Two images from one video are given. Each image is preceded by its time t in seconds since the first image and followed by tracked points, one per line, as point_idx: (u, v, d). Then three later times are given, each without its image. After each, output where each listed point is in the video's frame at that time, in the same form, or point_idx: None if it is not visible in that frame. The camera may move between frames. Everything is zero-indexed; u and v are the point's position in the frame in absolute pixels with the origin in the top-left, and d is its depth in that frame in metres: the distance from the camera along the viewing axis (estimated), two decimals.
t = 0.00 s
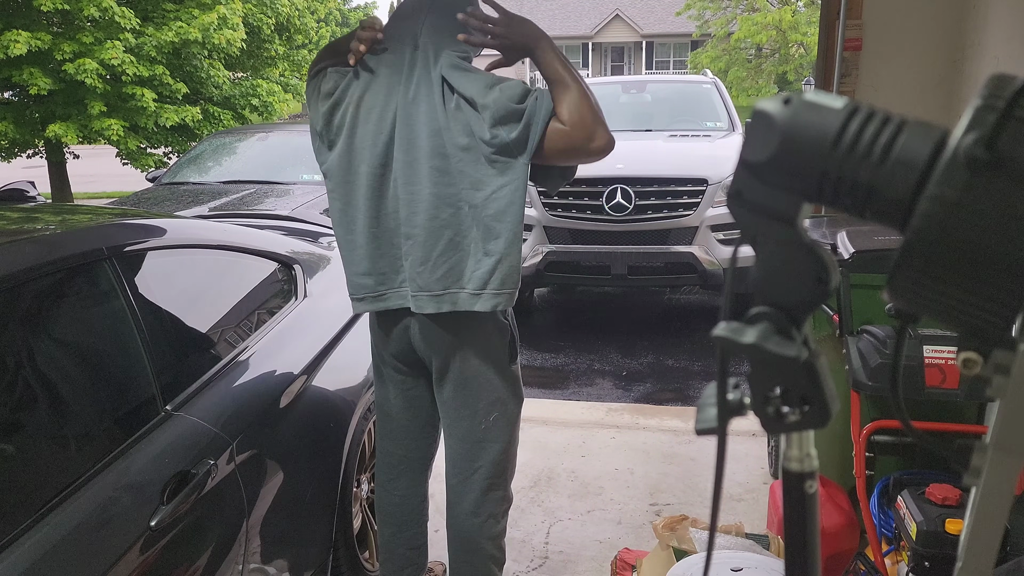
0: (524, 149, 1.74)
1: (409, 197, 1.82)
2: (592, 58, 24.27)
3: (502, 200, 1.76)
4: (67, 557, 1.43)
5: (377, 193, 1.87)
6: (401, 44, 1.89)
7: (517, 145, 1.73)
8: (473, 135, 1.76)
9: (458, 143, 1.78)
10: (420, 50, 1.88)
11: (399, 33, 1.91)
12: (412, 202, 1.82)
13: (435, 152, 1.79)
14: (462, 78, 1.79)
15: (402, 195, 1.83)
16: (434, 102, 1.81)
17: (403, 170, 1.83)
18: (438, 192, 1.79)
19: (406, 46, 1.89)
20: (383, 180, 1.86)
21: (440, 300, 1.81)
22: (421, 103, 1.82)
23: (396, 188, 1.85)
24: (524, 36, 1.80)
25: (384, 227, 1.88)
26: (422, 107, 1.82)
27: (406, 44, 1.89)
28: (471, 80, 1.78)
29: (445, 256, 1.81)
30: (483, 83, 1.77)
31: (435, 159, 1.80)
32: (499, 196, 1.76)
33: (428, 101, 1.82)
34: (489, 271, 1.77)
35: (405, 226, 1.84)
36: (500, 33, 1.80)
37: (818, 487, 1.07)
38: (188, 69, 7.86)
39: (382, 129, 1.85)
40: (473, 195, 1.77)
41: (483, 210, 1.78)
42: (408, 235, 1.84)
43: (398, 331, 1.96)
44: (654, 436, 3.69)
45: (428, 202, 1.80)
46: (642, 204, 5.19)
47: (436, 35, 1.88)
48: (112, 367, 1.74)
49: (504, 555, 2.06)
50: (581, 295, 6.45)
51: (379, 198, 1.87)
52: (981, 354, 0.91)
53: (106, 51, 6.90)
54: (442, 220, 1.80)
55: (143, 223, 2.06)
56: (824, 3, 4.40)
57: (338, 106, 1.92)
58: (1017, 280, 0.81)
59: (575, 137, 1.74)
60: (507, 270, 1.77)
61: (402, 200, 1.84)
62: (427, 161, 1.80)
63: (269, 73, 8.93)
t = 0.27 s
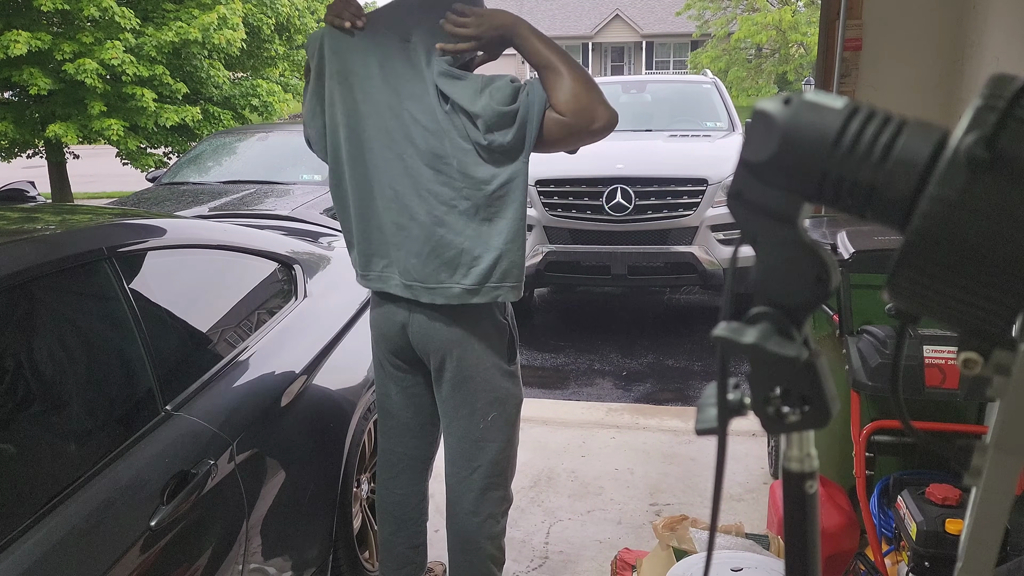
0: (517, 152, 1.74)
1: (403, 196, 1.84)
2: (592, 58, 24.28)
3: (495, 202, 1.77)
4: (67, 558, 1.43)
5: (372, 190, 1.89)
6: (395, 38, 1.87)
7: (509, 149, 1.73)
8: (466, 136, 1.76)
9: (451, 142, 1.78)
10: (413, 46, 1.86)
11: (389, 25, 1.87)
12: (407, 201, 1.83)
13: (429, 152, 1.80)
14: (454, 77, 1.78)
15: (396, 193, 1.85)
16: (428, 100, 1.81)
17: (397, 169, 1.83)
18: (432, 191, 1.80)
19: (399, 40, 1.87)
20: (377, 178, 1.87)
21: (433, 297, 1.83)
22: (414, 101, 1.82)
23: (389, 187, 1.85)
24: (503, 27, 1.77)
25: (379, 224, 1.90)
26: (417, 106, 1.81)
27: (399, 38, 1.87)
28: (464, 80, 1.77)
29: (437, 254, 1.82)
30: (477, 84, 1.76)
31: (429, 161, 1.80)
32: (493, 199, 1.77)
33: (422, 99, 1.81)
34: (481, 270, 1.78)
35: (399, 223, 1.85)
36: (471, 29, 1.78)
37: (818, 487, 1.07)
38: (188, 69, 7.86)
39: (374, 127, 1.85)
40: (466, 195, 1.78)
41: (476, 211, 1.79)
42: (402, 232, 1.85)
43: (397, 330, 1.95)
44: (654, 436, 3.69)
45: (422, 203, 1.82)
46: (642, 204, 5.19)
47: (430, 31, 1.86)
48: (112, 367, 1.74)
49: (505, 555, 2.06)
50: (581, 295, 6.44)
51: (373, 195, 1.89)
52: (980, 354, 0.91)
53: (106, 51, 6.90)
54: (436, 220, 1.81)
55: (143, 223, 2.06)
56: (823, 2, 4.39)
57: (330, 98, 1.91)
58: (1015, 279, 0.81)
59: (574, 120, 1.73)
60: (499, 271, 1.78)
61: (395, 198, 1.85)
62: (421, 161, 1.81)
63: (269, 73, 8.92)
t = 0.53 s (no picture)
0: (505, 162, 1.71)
1: (392, 200, 1.83)
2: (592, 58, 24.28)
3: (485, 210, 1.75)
4: (67, 557, 1.43)
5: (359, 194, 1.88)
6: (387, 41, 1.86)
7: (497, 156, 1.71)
8: (450, 142, 1.73)
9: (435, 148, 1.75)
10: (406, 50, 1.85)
11: (384, 28, 1.87)
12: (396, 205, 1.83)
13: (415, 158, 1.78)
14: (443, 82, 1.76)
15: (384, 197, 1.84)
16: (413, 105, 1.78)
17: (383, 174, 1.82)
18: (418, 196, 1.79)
19: (392, 43, 1.86)
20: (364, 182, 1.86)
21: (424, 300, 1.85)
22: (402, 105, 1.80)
23: (377, 191, 1.84)
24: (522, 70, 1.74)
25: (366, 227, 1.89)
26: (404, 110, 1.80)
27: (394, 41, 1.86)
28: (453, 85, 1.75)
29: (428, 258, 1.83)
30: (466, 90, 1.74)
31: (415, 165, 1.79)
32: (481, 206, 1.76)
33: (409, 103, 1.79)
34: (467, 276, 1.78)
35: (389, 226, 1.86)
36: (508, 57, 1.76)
37: (818, 487, 1.07)
38: (189, 69, 7.86)
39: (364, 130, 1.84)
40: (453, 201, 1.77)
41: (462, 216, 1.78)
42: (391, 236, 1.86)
43: (397, 330, 1.95)
44: (654, 436, 3.69)
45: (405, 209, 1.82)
46: (642, 204, 5.19)
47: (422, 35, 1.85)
48: (112, 368, 1.74)
49: (505, 555, 2.06)
50: (581, 295, 6.44)
51: (362, 199, 1.88)
52: (981, 353, 0.91)
53: (106, 51, 6.90)
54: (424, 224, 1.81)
55: (144, 223, 2.06)
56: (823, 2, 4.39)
57: (319, 101, 1.90)
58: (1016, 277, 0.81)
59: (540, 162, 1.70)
60: (485, 276, 1.77)
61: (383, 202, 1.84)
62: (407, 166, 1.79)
63: (269, 73, 8.93)
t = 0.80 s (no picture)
0: (518, 196, 1.75)
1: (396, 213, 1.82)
2: (592, 58, 24.28)
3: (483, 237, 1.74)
4: (67, 557, 1.43)
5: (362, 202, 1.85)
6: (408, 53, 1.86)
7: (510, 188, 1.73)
8: (464, 166, 1.75)
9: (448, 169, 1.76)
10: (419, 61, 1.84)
11: (400, 37, 1.87)
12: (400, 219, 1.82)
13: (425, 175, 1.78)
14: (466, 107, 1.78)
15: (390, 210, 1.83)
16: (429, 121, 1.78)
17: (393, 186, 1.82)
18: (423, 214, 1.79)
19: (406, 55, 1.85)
20: (369, 191, 1.84)
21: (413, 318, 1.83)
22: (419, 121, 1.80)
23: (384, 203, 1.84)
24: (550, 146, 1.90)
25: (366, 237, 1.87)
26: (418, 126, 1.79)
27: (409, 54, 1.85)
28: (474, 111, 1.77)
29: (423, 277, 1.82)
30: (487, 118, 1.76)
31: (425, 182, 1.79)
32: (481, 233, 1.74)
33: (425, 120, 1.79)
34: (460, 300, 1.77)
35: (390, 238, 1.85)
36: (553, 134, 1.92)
37: (818, 487, 1.07)
38: (189, 69, 7.86)
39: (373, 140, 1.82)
40: (456, 223, 1.75)
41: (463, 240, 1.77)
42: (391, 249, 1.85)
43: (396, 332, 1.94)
44: (654, 436, 3.69)
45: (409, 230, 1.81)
46: (643, 204, 5.19)
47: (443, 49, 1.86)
48: (113, 367, 1.74)
49: (504, 555, 2.06)
50: (581, 295, 6.44)
51: (365, 208, 1.86)
52: (980, 354, 0.91)
53: (106, 51, 6.91)
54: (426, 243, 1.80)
55: (144, 223, 2.07)
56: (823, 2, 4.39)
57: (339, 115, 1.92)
58: (1016, 278, 0.81)
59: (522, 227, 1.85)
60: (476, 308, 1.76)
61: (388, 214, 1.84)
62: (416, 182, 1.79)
63: (270, 73, 8.93)
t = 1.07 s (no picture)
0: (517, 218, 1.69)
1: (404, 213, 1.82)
2: (592, 58, 24.27)
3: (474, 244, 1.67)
4: (67, 557, 1.43)
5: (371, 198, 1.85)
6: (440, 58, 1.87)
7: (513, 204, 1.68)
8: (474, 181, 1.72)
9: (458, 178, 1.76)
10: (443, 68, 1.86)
11: (427, 41, 1.88)
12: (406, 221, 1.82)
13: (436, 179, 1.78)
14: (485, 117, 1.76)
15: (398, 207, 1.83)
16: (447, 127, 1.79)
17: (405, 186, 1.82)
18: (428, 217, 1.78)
19: (435, 60, 1.86)
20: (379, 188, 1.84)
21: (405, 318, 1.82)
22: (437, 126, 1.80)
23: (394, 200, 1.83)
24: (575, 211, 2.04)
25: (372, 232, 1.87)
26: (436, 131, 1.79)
27: (439, 60, 1.87)
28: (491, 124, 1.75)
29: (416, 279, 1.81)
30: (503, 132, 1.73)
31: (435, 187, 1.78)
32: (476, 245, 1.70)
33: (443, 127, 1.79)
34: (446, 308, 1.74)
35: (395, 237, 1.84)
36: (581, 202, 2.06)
37: (818, 487, 1.07)
38: (189, 69, 7.86)
39: (392, 136, 1.83)
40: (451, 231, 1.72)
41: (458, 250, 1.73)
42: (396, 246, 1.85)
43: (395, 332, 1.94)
44: (654, 436, 3.69)
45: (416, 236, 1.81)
46: (642, 204, 5.19)
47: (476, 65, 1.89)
48: (113, 367, 1.74)
49: (502, 555, 2.06)
50: (581, 295, 6.44)
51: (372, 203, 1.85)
52: (980, 354, 0.91)
53: (106, 51, 6.91)
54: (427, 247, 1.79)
55: (144, 224, 2.07)
56: (823, 3, 4.39)
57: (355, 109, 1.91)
58: (1016, 278, 0.81)
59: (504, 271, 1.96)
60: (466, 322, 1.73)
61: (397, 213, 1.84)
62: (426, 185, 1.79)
63: (270, 73, 8.93)
